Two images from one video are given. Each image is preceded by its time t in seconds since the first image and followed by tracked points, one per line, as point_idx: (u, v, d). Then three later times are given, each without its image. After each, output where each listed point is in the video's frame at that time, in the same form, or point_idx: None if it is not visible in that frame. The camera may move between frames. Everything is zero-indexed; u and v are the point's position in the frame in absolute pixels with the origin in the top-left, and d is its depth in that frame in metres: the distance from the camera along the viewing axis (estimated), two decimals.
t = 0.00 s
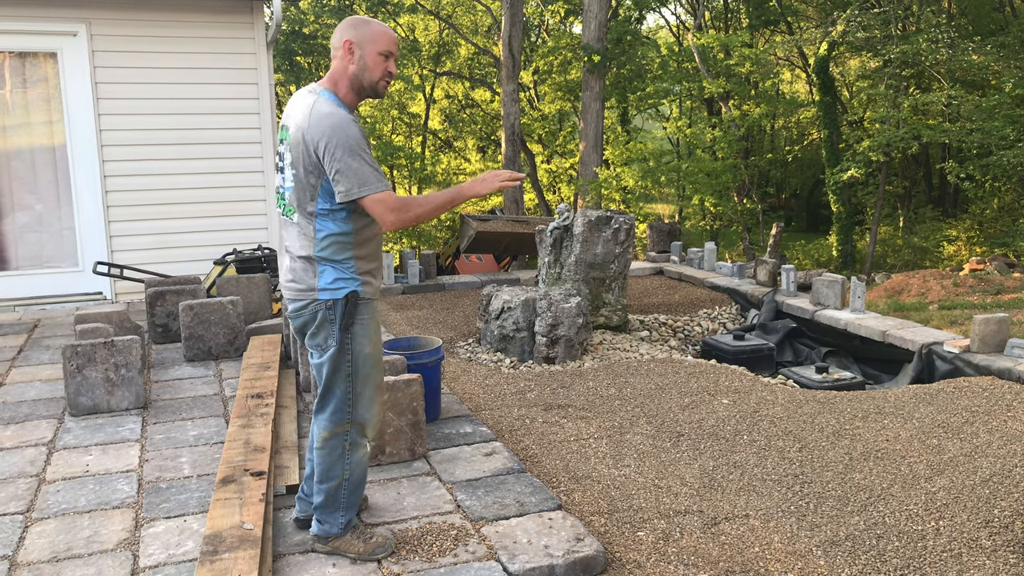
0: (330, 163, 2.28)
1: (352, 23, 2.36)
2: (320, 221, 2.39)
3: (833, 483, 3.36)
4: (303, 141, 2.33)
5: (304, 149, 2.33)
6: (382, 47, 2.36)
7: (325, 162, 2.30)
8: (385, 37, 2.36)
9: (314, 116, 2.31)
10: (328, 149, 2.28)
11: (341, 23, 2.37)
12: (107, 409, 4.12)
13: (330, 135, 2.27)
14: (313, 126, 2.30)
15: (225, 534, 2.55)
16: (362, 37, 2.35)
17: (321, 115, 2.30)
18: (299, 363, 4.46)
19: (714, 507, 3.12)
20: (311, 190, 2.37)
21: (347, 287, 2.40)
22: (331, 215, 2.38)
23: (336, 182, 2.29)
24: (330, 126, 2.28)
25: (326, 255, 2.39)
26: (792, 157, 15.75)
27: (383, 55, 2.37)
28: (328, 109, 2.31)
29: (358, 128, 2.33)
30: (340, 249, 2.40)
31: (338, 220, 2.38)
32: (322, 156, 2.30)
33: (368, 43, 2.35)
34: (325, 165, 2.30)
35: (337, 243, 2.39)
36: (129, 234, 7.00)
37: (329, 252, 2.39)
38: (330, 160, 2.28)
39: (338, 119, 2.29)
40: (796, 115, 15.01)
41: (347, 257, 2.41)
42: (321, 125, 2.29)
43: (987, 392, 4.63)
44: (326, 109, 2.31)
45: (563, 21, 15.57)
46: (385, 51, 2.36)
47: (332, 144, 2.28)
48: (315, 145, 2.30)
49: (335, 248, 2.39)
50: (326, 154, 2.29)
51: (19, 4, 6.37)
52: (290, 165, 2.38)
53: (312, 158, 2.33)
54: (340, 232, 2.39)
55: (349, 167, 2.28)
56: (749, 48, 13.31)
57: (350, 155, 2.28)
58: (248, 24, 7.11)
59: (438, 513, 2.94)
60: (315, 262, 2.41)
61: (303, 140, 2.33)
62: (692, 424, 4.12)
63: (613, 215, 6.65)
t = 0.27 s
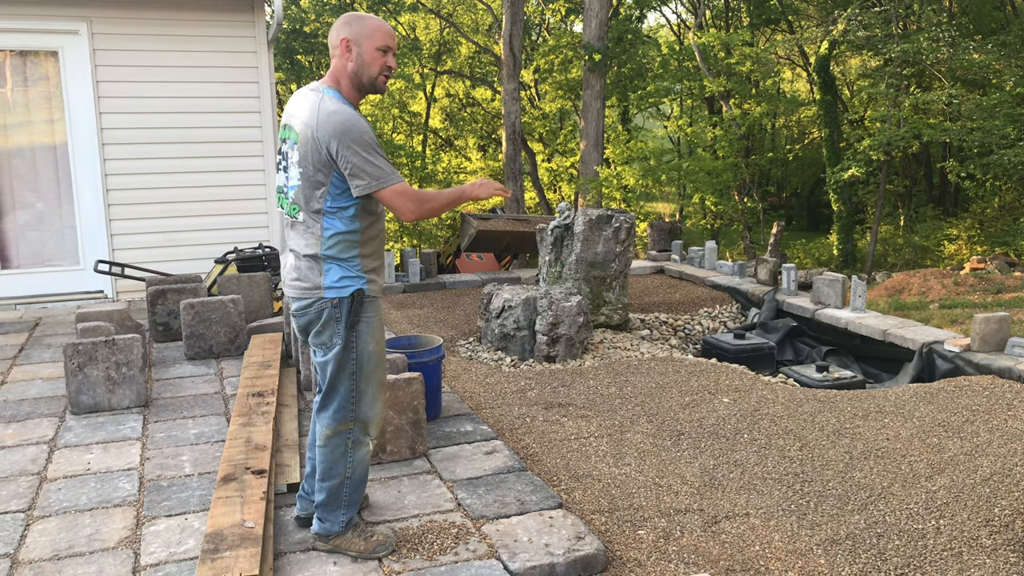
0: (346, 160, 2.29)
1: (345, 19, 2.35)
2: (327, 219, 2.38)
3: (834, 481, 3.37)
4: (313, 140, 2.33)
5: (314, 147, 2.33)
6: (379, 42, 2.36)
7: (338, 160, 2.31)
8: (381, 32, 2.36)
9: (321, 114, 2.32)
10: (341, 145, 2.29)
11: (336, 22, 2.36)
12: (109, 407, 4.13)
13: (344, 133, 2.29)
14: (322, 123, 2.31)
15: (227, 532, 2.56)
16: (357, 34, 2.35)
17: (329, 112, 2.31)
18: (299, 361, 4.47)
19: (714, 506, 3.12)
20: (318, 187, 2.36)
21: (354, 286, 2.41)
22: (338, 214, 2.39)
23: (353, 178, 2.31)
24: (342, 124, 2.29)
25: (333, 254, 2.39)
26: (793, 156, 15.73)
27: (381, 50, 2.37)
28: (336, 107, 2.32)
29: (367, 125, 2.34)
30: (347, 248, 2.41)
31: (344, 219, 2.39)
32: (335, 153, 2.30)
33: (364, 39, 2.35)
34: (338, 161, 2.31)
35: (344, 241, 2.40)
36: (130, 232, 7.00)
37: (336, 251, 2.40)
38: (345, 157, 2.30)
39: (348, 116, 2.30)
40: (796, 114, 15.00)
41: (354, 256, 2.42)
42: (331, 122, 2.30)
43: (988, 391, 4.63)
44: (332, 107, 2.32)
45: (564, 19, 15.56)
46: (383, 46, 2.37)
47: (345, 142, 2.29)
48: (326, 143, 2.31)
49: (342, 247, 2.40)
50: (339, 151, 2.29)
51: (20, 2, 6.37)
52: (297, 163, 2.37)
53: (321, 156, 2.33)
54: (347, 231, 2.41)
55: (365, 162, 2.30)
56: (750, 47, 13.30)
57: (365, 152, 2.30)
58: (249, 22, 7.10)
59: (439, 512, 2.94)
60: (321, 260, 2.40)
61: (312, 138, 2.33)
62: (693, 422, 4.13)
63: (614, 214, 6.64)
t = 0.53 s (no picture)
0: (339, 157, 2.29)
1: (353, 19, 2.34)
2: (330, 217, 2.39)
3: (835, 481, 3.36)
4: (313, 138, 2.33)
5: (315, 146, 2.33)
6: (387, 44, 2.37)
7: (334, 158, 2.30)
8: (389, 35, 2.37)
9: (323, 113, 2.31)
10: (337, 145, 2.29)
11: (343, 22, 2.35)
12: (110, 405, 4.13)
13: (340, 130, 2.28)
14: (323, 122, 2.30)
15: (227, 531, 2.56)
16: (365, 36, 2.35)
17: (330, 112, 2.30)
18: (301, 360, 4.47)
19: (715, 505, 3.12)
20: (320, 186, 2.38)
21: (356, 284, 2.41)
22: (340, 212, 2.40)
23: (345, 178, 2.29)
24: (340, 121, 2.29)
25: (336, 251, 2.40)
26: (794, 155, 15.72)
27: (388, 53, 2.38)
28: (337, 105, 2.32)
29: (366, 125, 2.33)
30: (350, 246, 2.41)
31: (347, 218, 2.40)
32: (331, 150, 2.30)
33: (373, 42, 2.35)
34: (335, 160, 2.30)
35: (347, 239, 2.41)
36: (132, 231, 7.00)
37: (339, 249, 2.40)
38: (339, 154, 2.29)
39: (346, 114, 2.30)
40: (798, 113, 14.99)
41: (356, 254, 2.42)
42: (330, 120, 2.29)
43: (989, 390, 4.63)
44: (335, 106, 2.32)
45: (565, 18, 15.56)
46: (390, 49, 2.38)
47: (341, 139, 2.28)
48: (324, 140, 2.31)
49: (344, 245, 2.40)
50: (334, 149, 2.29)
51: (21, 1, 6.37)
52: (299, 163, 2.39)
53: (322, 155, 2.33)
54: (350, 229, 2.41)
55: (358, 163, 2.28)
56: (752, 46, 13.30)
57: (360, 152, 2.29)
58: (250, 21, 7.10)
59: (440, 510, 2.94)
60: (325, 258, 2.40)
61: (312, 137, 2.33)
62: (694, 421, 4.13)
63: (615, 213, 6.64)
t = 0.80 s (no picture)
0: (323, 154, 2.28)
1: (364, 20, 2.33)
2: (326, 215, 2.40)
3: (836, 480, 3.36)
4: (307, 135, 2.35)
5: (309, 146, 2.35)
6: (396, 49, 2.38)
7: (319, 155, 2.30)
8: (399, 39, 2.37)
9: (319, 112, 2.31)
10: (324, 145, 2.28)
11: (354, 21, 2.34)
12: (111, 405, 4.13)
13: (328, 128, 2.28)
14: (317, 122, 2.30)
15: (228, 530, 2.56)
16: (375, 39, 2.35)
17: (325, 112, 2.30)
18: (301, 359, 4.47)
19: (716, 504, 3.12)
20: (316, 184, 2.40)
21: (353, 282, 2.39)
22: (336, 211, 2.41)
23: (325, 177, 2.28)
24: (331, 120, 2.28)
25: (333, 250, 2.40)
26: (795, 154, 15.71)
27: (396, 58, 2.39)
28: (332, 104, 2.32)
29: (359, 125, 2.32)
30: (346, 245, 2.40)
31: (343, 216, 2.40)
32: (318, 147, 2.30)
33: (383, 45, 2.35)
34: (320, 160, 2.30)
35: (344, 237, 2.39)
36: (132, 230, 7.00)
37: (335, 247, 2.40)
38: (324, 152, 2.28)
39: (339, 113, 2.29)
40: (799, 112, 14.97)
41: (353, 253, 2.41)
42: (322, 119, 2.30)
43: (990, 390, 4.62)
44: (332, 106, 2.31)
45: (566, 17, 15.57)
46: (399, 54, 2.39)
47: (328, 136, 2.28)
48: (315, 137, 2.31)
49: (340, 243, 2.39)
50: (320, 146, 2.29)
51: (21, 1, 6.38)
52: (297, 161, 2.41)
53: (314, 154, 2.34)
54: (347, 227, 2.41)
55: (338, 164, 2.27)
56: (753, 44, 13.30)
57: (345, 153, 2.27)
58: (250, 20, 7.10)
59: (441, 510, 2.94)
60: (321, 256, 2.41)
61: (307, 135, 2.34)
62: (695, 420, 4.13)
63: (615, 212, 6.63)
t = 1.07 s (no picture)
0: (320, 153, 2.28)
1: (371, 21, 2.34)
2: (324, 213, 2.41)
3: (837, 479, 3.36)
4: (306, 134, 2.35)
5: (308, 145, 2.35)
6: (401, 53, 2.39)
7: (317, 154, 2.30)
8: (405, 43, 2.38)
9: (319, 111, 2.31)
10: (321, 144, 2.28)
11: (361, 23, 2.33)
12: (112, 403, 4.13)
13: (326, 126, 2.28)
14: (316, 121, 2.31)
15: (229, 529, 2.56)
16: (382, 42, 2.36)
17: (325, 111, 2.30)
18: (302, 358, 4.48)
19: (717, 503, 3.12)
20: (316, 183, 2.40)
21: (353, 282, 2.39)
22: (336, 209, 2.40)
23: (321, 176, 2.28)
24: (329, 118, 2.28)
25: (333, 249, 2.40)
26: (796, 153, 15.70)
27: (401, 61, 2.40)
28: (332, 103, 2.31)
29: (356, 125, 2.31)
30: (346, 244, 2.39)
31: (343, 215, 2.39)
32: (316, 146, 2.30)
33: (389, 49, 2.37)
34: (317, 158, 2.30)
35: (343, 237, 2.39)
36: (133, 229, 6.99)
37: (335, 247, 2.40)
38: (320, 151, 2.29)
39: (338, 112, 2.29)
40: (800, 111, 14.96)
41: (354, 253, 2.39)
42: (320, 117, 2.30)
43: (991, 389, 4.62)
44: (332, 106, 2.31)
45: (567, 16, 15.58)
46: (404, 58, 2.40)
47: (325, 135, 2.28)
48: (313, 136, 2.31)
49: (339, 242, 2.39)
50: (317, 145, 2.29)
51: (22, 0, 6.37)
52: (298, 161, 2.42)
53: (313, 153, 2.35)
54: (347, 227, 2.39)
55: (334, 163, 2.27)
56: (754, 43, 13.27)
57: (342, 152, 2.27)
58: (251, 19, 7.10)
59: (442, 508, 2.94)
60: (321, 255, 2.42)
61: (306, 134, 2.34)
62: (695, 419, 4.13)
63: (616, 211, 6.63)
